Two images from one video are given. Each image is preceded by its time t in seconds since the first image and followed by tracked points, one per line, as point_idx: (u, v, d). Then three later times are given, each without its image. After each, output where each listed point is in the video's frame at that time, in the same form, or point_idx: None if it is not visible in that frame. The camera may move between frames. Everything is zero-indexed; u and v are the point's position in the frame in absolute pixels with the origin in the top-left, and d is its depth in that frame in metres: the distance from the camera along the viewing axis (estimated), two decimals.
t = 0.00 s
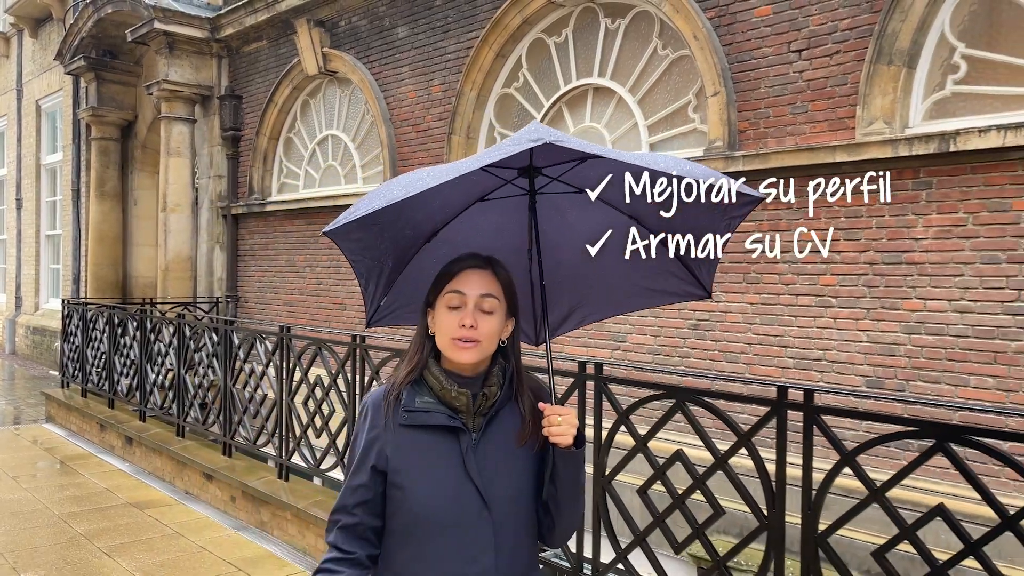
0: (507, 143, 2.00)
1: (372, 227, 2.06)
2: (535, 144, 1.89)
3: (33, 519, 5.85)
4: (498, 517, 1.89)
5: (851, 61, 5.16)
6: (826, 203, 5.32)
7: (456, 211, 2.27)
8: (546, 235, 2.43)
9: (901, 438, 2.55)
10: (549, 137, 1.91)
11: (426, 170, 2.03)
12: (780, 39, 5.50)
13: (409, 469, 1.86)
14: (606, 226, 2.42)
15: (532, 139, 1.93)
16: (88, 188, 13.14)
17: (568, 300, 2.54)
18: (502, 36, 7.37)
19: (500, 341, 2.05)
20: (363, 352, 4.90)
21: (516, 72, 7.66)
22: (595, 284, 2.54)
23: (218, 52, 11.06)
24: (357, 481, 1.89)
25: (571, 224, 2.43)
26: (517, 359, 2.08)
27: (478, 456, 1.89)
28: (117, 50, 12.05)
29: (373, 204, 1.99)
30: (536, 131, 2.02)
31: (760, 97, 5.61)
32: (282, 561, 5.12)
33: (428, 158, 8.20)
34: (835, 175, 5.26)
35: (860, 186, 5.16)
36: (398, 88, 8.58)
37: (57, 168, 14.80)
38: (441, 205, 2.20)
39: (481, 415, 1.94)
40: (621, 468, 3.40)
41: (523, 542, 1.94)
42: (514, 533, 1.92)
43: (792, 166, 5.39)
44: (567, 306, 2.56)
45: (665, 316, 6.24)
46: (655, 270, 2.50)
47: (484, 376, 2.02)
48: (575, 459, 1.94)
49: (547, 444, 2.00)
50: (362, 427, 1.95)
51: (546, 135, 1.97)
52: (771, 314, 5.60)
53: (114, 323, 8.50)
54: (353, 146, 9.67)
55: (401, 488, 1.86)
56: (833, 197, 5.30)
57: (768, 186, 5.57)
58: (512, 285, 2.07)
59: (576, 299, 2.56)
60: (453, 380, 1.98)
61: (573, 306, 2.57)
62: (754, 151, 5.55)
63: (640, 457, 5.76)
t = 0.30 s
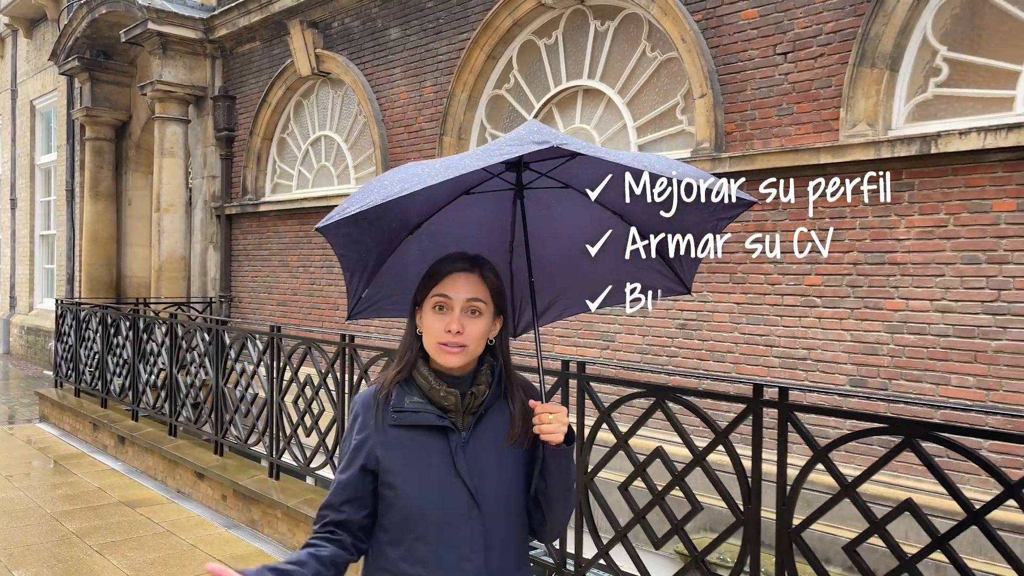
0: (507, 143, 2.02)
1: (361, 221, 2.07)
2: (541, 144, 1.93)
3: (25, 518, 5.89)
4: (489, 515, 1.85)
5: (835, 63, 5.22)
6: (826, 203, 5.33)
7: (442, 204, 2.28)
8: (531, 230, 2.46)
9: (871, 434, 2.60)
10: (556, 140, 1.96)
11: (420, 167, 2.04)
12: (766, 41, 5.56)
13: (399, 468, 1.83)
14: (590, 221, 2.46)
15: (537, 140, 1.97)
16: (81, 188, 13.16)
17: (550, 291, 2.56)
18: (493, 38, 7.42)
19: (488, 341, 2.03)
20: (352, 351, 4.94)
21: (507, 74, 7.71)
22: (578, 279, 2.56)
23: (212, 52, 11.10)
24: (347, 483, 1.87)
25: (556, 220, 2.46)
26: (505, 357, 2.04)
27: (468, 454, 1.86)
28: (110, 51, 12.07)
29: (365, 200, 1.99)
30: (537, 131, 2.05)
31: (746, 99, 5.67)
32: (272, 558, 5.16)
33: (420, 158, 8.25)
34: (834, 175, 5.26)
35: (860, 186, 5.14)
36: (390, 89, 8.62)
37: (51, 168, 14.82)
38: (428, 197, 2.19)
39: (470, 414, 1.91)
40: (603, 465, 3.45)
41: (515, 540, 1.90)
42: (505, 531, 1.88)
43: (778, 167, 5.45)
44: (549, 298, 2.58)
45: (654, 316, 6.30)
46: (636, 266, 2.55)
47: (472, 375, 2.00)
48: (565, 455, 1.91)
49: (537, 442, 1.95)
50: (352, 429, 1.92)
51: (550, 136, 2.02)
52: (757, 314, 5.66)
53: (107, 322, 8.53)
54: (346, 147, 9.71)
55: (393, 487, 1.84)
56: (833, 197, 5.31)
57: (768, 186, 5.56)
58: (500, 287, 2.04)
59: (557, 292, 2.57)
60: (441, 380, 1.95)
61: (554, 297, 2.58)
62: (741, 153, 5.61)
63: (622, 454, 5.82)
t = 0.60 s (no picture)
0: (477, 155, 2.02)
1: (329, 233, 2.03)
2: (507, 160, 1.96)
3: (17, 516, 5.93)
4: (465, 522, 1.85)
5: (820, 65, 5.26)
6: (827, 203, 5.27)
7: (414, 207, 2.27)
8: (506, 228, 2.48)
9: (840, 433, 2.64)
10: (523, 155, 1.99)
11: (392, 179, 2.03)
12: (752, 43, 5.60)
13: (373, 477, 1.80)
14: (565, 217, 2.49)
15: (504, 154, 2.00)
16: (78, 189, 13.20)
17: (527, 289, 2.62)
18: (484, 40, 7.46)
19: (468, 345, 2.03)
20: (340, 351, 4.97)
21: (498, 75, 7.75)
22: (554, 273, 2.61)
23: (207, 53, 11.14)
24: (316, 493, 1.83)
25: (531, 217, 2.49)
26: (483, 362, 2.05)
27: (445, 462, 1.85)
28: (106, 51, 12.10)
29: (329, 217, 2.00)
30: (503, 144, 2.06)
31: (732, 100, 5.70)
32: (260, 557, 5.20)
33: (412, 159, 8.29)
34: (836, 175, 5.21)
35: (861, 186, 5.11)
36: (383, 91, 8.66)
37: (47, 169, 14.84)
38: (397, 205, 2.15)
39: (447, 421, 1.89)
40: (583, 464, 3.49)
41: (490, 547, 1.90)
42: (480, 539, 1.87)
43: (764, 168, 5.49)
44: (525, 293, 2.63)
45: (643, 316, 6.34)
46: (611, 259, 2.58)
47: (449, 381, 1.99)
48: (541, 466, 1.91)
49: (514, 449, 1.94)
50: (325, 438, 1.89)
51: (516, 150, 2.04)
52: (743, 314, 5.70)
53: (101, 322, 8.57)
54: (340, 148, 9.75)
55: (368, 497, 1.80)
56: (834, 197, 5.26)
57: (769, 185, 5.53)
58: (478, 291, 2.05)
59: (534, 286, 2.62)
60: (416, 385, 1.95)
61: (531, 292, 2.64)
62: (727, 154, 5.64)
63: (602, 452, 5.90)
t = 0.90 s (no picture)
0: (475, 153, 1.96)
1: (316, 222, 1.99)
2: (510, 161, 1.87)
3: (14, 513, 6.00)
4: (443, 529, 1.82)
5: (807, 67, 5.30)
6: (827, 203, 5.25)
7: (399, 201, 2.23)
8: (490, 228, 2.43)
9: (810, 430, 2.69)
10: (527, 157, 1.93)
11: (380, 170, 1.98)
12: (741, 46, 5.64)
13: (349, 485, 1.78)
14: (551, 220, 2.45)
15: (507, 156, 1.93)
16: (79, 189, 13.29)
17: (508, 290, 2.59)
18: (478, 42, 7.52)
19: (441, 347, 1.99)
20: (331, 349, 5.03)
21: (492, 77, 7.80)
22: (535, 276, 2.59)
23: (206, 55, 11.21)
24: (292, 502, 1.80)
25: (516, 217, 2.43)
26: (458, 365, 2.02)
27: (421, 469, 1.82)
28: (107, 53, 12.18)
29: (316, 208, 1.96)
30: (505, 143, 2.01)
31: (721, 102, 5.75)
32: (253, 554, 5.26)
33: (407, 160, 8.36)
34: (835, 174, 5.19)
35: (860, 185, 5.09)
36: (379, 92, 8.72)
37: (49, 169, 14.93)
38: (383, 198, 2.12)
39: (422, 427, 1.86)
40: (565, 461, 3.54)
41: (469, 554, 1.88)
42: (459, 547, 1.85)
43: (753, 169, 5.53)
44: (506, 296, 2.61)
45: (634, 316, 6.39)
46: (594, 264, 2.57)
47: (423, 385, 1.96)
48: (522, 475, 1.90)
49: (492, 454, 1.92)
50: (298, 444, 1.86)
51: (520, 151, 1.97)
52: (732, 314, 5.76)
53: (100, 322, 8.64)
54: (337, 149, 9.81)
55: (344, 505, 1.78)
56: (834, 197, 5.23)
57: (769, 185, 5.51)
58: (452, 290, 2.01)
59: (515, 288, 2.60)
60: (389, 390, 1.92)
61: (511, 295, 2.61)
62: (716, 155, 5.69)
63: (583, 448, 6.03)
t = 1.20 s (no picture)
0: (477, 131, 1.86)
1: (318, 204, 1.89)
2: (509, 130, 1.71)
3: (17, 510, 6.09)
4: (431, 531, 1.76)
5: (799, 69, 5.35)
6: (827, 203, 5.26)
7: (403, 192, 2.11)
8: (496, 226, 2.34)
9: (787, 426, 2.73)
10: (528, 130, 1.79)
11: (381, 153, 1.88)
12: (734, 48, 5.69)
13: (331, 486, 1.72)
14: (558, 220, 2.33)
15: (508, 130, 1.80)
16: (83, 191, 13.43)
17: (514, 294, 2.47)
18: (476, 44, 7.59)
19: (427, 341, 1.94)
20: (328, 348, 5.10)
21: (490, 79, 7.87)
22: (542, 281, 2.45)
23: (209, 57, 11.31)
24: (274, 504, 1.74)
25: (523, 215, 2.34)
26: (446, 360, 1.97)
27: (408, 468, 1.76)
28: (112, 56, 12.31)
29: (320, 182, 1.84)
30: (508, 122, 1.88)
31: (715, 104, 5.79)
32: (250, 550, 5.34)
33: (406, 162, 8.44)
34: (836, 174, 5.20)
35: (861, 185, 5.10)
36: (379, 94, 8.80)
37: (55, 171, 15.08)
38: (386, 184, 2.00)
39: (410, 425, 1.80)
40: (553, 457, 3.59)
41: (461, 557, 1.82)
42: (450, 548, 1.79)
43: (746, 171, 5.58)
44: (511, 299, 2.49)
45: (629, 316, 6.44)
46: (602, 269, 2.42)
47: (411, 381, 1.91)
48: (517, 473, 1.83)
49: (483, 449, 1.86)
50: (281, 445, 1.81)
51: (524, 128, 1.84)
52: (725, 314, 5.80)
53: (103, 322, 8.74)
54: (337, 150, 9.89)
55: (327, 508, 1.72)
56: (833, 197, 5.24)
57: (769, 185, 5.52)
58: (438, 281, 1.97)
59: (522, 292, 2.47)
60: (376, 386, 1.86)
61: (517, 299, 2.49)
62: (710, 156, 5.74)
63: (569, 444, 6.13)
